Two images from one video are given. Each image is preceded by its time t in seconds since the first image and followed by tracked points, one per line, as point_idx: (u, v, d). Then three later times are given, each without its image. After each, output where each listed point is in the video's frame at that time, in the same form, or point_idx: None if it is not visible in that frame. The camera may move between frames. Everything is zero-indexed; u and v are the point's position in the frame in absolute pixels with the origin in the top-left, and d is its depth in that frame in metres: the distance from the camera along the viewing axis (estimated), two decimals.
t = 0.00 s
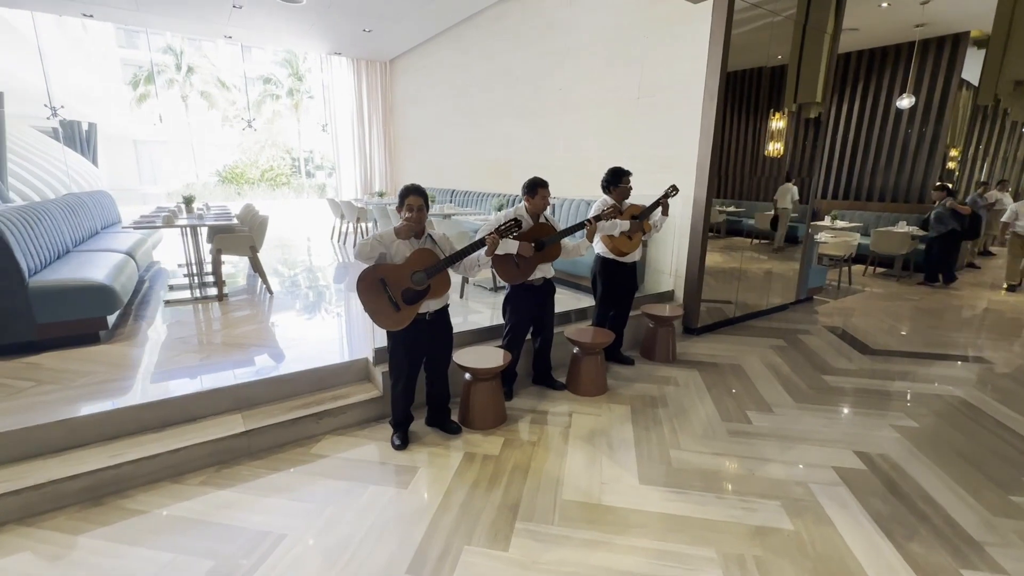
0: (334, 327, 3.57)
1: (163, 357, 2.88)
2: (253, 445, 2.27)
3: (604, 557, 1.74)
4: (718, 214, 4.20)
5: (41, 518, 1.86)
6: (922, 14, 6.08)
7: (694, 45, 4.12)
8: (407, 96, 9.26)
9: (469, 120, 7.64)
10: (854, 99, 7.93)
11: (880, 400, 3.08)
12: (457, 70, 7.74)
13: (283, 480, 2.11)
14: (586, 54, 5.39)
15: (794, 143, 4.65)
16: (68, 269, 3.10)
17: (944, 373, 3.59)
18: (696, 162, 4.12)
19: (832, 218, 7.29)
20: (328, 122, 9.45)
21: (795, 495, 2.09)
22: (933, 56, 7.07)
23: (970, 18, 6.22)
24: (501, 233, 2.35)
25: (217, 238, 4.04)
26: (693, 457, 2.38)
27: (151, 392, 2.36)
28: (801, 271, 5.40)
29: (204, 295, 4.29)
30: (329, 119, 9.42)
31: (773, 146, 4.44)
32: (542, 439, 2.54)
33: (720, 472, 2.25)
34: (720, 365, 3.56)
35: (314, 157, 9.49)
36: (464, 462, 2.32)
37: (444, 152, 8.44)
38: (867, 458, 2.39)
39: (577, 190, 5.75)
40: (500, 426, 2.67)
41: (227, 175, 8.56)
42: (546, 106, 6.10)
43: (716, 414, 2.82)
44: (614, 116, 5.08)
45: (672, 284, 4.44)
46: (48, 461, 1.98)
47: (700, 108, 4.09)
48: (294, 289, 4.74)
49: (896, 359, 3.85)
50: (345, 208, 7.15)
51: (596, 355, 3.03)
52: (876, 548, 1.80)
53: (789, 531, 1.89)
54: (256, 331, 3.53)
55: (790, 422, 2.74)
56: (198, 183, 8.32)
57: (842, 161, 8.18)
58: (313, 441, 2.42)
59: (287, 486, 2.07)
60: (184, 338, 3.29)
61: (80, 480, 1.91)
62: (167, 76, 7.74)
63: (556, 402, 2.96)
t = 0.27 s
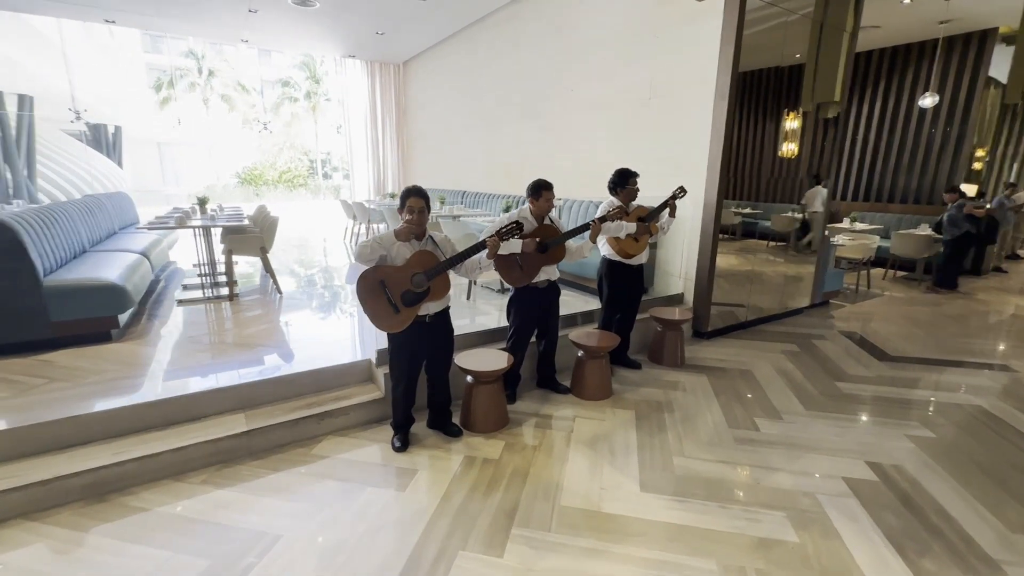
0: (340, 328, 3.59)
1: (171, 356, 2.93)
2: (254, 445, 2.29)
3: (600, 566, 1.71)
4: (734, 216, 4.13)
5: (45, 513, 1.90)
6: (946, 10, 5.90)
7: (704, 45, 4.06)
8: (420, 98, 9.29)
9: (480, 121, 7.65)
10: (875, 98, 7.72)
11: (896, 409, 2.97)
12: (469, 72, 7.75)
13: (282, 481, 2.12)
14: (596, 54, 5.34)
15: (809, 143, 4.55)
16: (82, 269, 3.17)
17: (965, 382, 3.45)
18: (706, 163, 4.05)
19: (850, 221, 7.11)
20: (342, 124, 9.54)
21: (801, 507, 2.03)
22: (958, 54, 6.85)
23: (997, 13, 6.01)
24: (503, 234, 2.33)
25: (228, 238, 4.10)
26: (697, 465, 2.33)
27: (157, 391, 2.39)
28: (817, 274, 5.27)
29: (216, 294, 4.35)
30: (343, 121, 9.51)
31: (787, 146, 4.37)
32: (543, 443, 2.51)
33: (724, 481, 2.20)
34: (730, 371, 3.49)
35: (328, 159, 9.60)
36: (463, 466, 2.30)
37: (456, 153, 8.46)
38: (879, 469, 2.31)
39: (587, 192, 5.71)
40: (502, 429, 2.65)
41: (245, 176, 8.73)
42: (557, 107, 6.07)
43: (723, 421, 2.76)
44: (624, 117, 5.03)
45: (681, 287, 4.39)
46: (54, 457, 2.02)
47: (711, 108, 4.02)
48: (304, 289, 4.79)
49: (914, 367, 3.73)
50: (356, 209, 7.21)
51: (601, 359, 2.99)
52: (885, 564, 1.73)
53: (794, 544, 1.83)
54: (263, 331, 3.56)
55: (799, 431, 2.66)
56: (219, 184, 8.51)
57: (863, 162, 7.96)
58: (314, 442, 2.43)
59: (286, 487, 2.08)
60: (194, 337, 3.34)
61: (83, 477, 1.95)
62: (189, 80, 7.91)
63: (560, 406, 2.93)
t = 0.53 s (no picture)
0: (348, 328, 3.61)
1: (182, 355, 2.99)
2: (258, 445, 2.32)
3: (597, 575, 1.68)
4: (752, 217, 4.07)
5: (56, 508, 1.95)
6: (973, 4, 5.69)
7: (717, 43, 3.99)
8: (434, 100, 9.33)
9: (493, 123, 7.65)
10: (899, 95, 7.48)
11: (915, 418, 2.87)
12: (482, 74, 7.76)
13: (283, 480, 2.14)
14: (608, 54, 5.29)
15: (827, 143, 4.43)
16: (99, 268, 3.26)
17: (990, 390, 3.32)
18: (719, 163, 3.98)
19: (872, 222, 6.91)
20: (357, 127, 9.65)
21: (809, 518, 1.97)
22: (987, 49, 6.60)
23: None
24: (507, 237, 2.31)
25: (241, 239, 4.17)
26: (702, 473, 2.28)
27: (166, 389, 2.44)
28: (835, 277, 5.12)
29: (230, 294, 4.43)
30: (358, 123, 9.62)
31: (802, 146, 4.28)
32: (546, 447, 2.48)
33: (729, 490, 2.14)
34: (741, 376, 3.41)
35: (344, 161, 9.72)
36: (464, 469, 2.29)
37: (469, 155, 8.47)
38: (894, 481, 2.22)
39: (598, 193, 5.66)
40: (505, 433, 2.63)
41: (266, 178, 8.88)
42: (568, 108, 6.04)
43: (732, 428, 2.69)
44: (635, 117, 4.97)
45: (693, 290, 4.32)
46: (66, 454, 2.08)
47: (723, 108, 3.95)
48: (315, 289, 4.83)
49: (937, 374, 3.59)
50: (370, 211, 7.27)
51: (607, 362, 2.95)
52: None
53: (799, 556, 1.77)
54: (274, 331, 3.61)
55: (811, 438, 2.58)
56: (239, 187, 8.63)
57: (886, 162, 7.72)
58: (317, 442, 2.45)
59: (287, 487, 2.10)
60: (207, 336, 3.41)
61: (92, 474, 2.00)
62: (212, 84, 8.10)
63: (565, 409, 2.89)
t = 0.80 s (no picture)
0: (353, 328, 3.62)
1: (188, 354, 3.02)
2: (260, 444, 2.33)
3: None
4: (763, 217, 4.02)
5: (63, 504, 1.99)
6: None
7: (725, 41, 3.94)
8: (443, 100, 9.35)
9: (501, 123, 7.64)
10: (916, 92, 7.32)
11: (927, 423, 2.80)
12: (490, 74, 7.76)
13: (284, 479, 2.15)
14: (616, 53, 5.25)
15: (839, 141, 4.35)
16: (110, 268, 3.31)
17: (1008, 395, 3.22)
18: (727, 162, 3.93)
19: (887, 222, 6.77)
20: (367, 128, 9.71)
21: (813, 523, 1.93)
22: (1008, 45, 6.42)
23: None
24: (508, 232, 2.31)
25: (249, 239, 4.21)
26: (706, 476, 2.24)
27: (172, 387, 2.47)
28: (848, 278, 5.02)
29: (238, 293, 4.46)
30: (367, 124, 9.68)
31: (814, 144, 4.20)
32: (547, 449, 2.46)
33: (732, 494, 2.11)
34: (749, 378, 3.36)
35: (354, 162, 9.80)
36: (465, 469, 2.28)
37: (477, 155, 8.48)
38: (903, 487, 2.17)
39: (606, 193, 5.62)
40: (507, 433, 2.62)
41: (279, 179, 9.00)
42: (576, 107, 6.01)
43: (738, 431, 2.65)
44: (643, 116, 4.93)
45: (701, 291, 4.27)
46: (73, 450, 2.11)
47: (731, 106, 3.90)
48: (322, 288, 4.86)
49: (952, 378, 3.50)
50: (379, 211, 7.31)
51: (611, 363, 2.92)
52: None
53: (802, 563, 1.74)
54: (281, 330, 3.64)
55: (818, 442, 2.54)
56: (252, 187, 8.81)
57: (902, 160, 7.56)
58: (319, 441, 2.46)
59: (288, 486, 2.11)
60: (215, 335, 3.45)
61: (98, 470, 2.03)
62: (226, 86, 8.25)
63: (567, 411, 2.87)
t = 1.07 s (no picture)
0: (356, 328, 3.62)
1: (192, 354, 3.02)
2: (260, 445, 2.32)
3: None
4: (774, 216, 3.96)
5: (63, 504, 1.99)
6: None
7: (732, 38, 3.87)
8: (449, 100, 9.35)
9: (506, 122, 7.62)
10: (931, 89, 7.16)
11: (941, 429, 2.72)
12: (495, 73, 7.74)
13: (282, 482, 2.14)
14: (622, 51, 5.20)
15: (850, 139, 4.26)
16: (116, 268, 3.34)
17: None
18: (734, 161, 3.86)
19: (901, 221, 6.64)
20: (374, 128, 9.74)
21: (820, 532, 1.88)
22: None
23: None
24: (507, 232, 2.28)
25: (254, 240, 4.23)
26: (710, 482, 2.19)
27: (173, 388, 2.47)
28: (859, 279, 4.92)
29: (244, 294, 4.48)
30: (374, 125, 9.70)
31: (824, 142, 4.11)
32: (548, 452, 2.43)
33: (737, 501, 2.06)
34: (756, 381, 3.29)
35: (361, 163, 9.84)
36: (465, 473, 2.26)
37: (483, 155, 8.46)
38: (915, 495, 2.10)
39: (612, 193, 5.57)
40: (508, 436, 2.59)
41: (287, 180, 9.10)
42: (582, 106, 5.96)
43: (743, 435, 2.59)
44: (649, 115, 4.87)
45: (708, 292, 4.19)
46: (74, 451, 2.12)
47: (739, 104, 3.83)
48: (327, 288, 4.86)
49: (967, 382, 3.40)
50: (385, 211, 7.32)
51: (615, 366, 2.88)
52: None
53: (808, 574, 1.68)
54: (286, 330, 3.65)
55: (827, 448, 2.47)
56: (263, 188, 8.96)
57: (916, 158, 7.41)
58: (319, 443, 2.44)
59: (286, 489, 2.10)
60: (220, 335, 3.47)
61: (98, 471, 2.03)
62: (237, 88, 8.31)
63: (570, 414, 2.84)
